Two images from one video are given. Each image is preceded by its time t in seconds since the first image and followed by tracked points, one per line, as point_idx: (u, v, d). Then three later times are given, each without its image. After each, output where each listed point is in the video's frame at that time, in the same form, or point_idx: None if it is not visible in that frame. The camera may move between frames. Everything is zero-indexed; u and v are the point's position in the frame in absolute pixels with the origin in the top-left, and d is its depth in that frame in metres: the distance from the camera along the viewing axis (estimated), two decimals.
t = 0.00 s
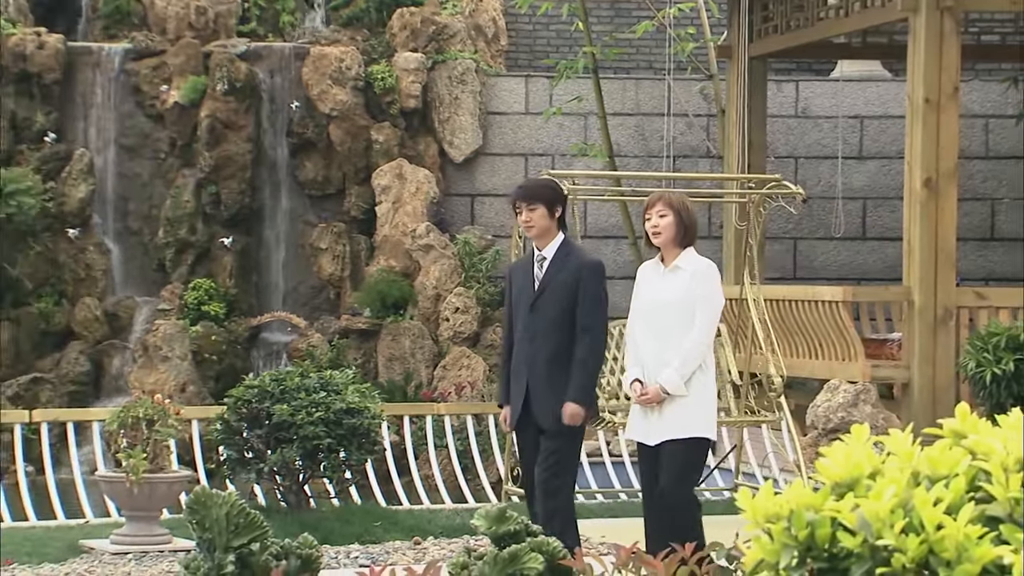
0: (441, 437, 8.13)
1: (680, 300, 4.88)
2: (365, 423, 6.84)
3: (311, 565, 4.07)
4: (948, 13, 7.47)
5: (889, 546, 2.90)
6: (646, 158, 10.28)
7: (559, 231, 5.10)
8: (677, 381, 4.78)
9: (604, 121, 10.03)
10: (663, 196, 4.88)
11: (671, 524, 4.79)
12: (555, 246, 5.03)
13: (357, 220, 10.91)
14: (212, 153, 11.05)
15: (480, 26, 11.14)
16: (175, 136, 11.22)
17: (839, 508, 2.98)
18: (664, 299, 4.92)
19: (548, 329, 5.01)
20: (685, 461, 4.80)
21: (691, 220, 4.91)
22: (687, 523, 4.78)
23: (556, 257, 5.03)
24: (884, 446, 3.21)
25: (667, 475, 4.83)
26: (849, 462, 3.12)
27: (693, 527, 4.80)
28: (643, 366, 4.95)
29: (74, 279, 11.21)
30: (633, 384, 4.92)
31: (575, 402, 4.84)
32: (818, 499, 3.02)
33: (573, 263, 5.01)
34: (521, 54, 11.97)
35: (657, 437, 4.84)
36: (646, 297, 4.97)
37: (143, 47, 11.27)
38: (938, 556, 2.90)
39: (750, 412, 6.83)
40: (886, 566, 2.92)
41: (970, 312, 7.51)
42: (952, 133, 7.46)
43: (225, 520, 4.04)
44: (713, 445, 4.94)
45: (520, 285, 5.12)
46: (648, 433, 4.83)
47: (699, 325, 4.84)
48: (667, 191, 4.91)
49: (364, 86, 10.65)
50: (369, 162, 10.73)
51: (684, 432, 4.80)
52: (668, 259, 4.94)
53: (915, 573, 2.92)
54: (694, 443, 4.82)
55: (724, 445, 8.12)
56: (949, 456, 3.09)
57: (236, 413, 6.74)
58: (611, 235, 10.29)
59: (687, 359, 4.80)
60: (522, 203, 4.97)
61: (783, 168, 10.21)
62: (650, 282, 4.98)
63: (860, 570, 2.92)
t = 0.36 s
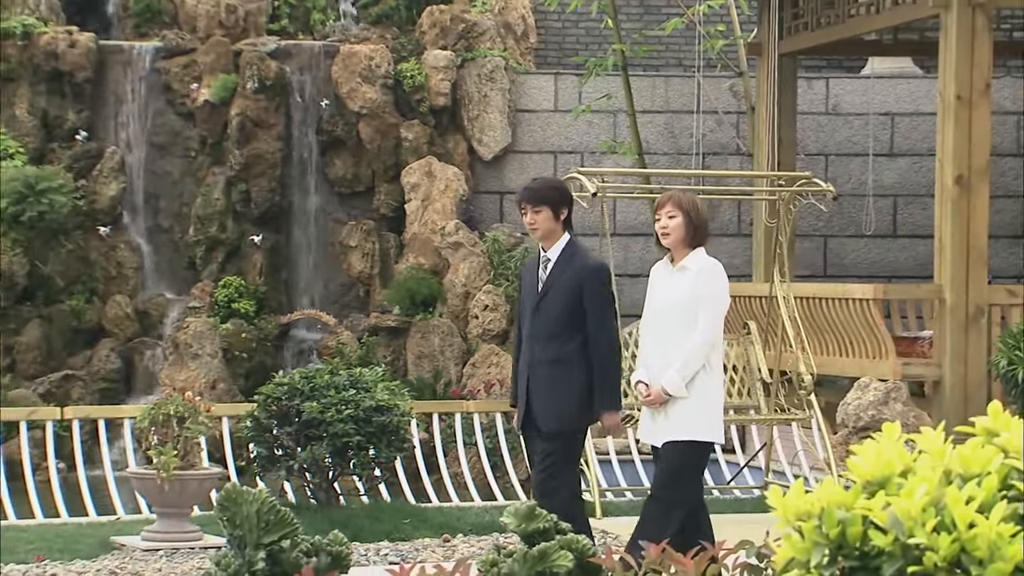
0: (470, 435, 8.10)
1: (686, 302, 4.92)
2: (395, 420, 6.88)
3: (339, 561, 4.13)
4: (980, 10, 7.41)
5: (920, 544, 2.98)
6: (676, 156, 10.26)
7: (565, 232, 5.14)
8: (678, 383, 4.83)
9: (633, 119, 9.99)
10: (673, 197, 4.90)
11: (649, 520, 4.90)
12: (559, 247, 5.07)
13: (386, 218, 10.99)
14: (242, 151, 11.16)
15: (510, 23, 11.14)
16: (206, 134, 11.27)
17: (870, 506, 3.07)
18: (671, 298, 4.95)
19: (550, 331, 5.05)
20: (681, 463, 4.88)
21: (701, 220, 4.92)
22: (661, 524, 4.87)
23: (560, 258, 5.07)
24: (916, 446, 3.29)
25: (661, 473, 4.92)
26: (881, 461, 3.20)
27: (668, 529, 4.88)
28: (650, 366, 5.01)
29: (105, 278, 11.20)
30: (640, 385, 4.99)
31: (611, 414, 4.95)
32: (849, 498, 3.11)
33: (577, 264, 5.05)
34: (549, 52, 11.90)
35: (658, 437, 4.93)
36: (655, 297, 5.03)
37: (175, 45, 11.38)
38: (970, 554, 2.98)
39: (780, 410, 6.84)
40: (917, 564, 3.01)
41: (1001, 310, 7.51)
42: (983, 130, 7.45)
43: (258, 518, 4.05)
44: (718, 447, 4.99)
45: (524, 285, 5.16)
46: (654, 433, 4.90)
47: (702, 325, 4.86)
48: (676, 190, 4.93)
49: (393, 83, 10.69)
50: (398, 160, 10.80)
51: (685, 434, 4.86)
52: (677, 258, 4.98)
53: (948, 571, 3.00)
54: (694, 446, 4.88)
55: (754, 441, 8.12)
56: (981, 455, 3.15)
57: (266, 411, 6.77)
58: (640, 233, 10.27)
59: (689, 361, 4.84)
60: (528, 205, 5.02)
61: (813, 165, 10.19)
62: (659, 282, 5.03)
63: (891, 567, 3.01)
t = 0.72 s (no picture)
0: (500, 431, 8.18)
1: (685, 299, 4.80)
2: (424, 416, 6.87)
3: (370, 558, 4.02)
4: (1012, 6, 7.39)
5: (953, 541, 2.88)
6: (705, 152, 10.23)
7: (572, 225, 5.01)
8: (671, 379, 4.71)
9: (663, 115, 9.95)
10: (682, 190, 4.80)
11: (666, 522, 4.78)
12: (559, 242, 4.95)
13: (415, 214, 11.06)
14: (272, 148, 11.24)
15: (539, 20, 11.02)
16: (235, 130, 11.41)
17: (903, 502, 2.97)
18: (669, 294, 4.84)
19: (540, 326, 4.95)
20: (682, 463, 4.76)
21: (708, 216, 4.81)
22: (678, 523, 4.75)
23: (558, 253, 4.96)
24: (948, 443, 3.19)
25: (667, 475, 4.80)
26: (912, 458, 3.10)
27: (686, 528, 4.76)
28: (644, 362, 4.88)
29: (136, 274, 11.45)
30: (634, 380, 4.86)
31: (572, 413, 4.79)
32: (880, 495, 3.00)
33: (574, 260, 4.93)
34: (578, 48, 11.88)
35: (656, 436, 4.81)
36: (652, 292, 4.91)
37: (205, 42, 11.62)
38: (1002, 552, 2.88)
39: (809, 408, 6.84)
40: (950, 562, 2.91)
41: None
42: (1015, 126, 7.42)
43: (288, 513, 3.97)
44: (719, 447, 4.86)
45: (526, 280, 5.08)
46: (655, 433, 4.74)
47: (699, 323, 4.75)
48: (687, 184, 4.82)
49: (422, 80, 10.75)
50: (427, 157, 10.89)
51: (684, 433, 4.74)
52: (678, 254, 4.87)
53: (980, 569, 2.90)
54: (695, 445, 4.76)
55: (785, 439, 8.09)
56: (1013, 453, 3.06)
57: (295, 407, 6.79)
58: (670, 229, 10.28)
59: (684, 358, 4.73)
60: (531, 197, 4.91)
61: (843, 161, 10.16)
62: (658, 277, 4.91)
63: (923, 565, 2.91)
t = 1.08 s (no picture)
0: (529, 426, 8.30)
1: (689, 293, 4.66)
2: (453, 412, 6.84)
3: (399, 553, 3.94)
4: None
5: (984, 538, 2.76)
6: (734, 148, 10.21)
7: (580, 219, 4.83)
8: (678, 376, 4.56)
9: (691, 110, 9.94)
10: (683, 182, 4.62)
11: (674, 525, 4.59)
12: (568, 236, 4.77)
13: (443, 210, 11.19)
14: (301, 143, 11.41)
15: (567, 15, 11.05)
16: (265, 127, 11.73)
17: (933, 499, 2.84)
18: (673, 289, 4.69)
19: (547, 320, 4.76)
20: (686, 462, 4.59)
21: (711, 209, 4.66)
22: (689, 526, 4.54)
23: (567, 248, 4.78)
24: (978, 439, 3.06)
25: (671, 475, 4.63)
26: (943, 454, 2.97)
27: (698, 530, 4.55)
28: (649, 358, 4.74)
29: (166, 270, 11.88)
30: (638, 377, 4.71)
31: (545, 388, 4.61)
32: (910, 491, 2.87)
33: (581, 255, 4.74)
34: (607, 43, 11.89)
35: (657, 433, 4.65)
36: (657, 287, 4.77)
37: (233, 38, 11.97)
38: None
39: (838, 403, 6.83)
40: (981, 559, 2.79)
41: None
42: None
43: (317, 507, 3.91)
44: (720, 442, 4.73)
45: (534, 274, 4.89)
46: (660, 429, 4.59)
47: (704, 318, 4.60)
48: (689, 176, 4.65)
49: (451, 76, 10.86)
50: (455, 153, 10.98)
51: (690, 431, 4.59)
52: (682, 247, 4.72)
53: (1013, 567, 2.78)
54: (700, 442, 4.59)
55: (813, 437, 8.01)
56: None
57: (324, 403, 6.81)
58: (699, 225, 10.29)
59: (689, 354, 4.58)
60: (537, 193, 4.72)
61: (873, 157, 10.15)
62: (663, 271, 4.78)
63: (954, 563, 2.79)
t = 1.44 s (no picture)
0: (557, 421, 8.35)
1: (699, 292, 4.53)
2: (480, 408, 6.85)
3: (428, 549, 3.79)
4: None
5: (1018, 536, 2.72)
6: (763, 144, 10.24)
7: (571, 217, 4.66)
8: (693, 375, 4.43)
9: (720, 106, 9.89)
10: (687, 183, 4.51)
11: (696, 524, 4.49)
12: (563, 235, 4.61)
13: (471, 207, 11.19)
14: (330, 139, 11.51)
15: (596, 11, 11.04)
16: (293, 123, 11.83)
17: (964, 496, 2.81)
18: (682, 288, 4.56)
19: (551, 321, 4.58)
20: (706, 460, 4.48)
21: (716, 207, 4.55)
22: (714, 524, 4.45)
23: (564, 247, 4.61)
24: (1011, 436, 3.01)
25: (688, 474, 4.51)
26: (974, 451, 2.93)
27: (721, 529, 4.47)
28: (656, 358, 4.60)
29: (195, 266, 11.98)
30: (648, 377, 4.58)
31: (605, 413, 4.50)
32: (941, 487, 2.84)
33: (581, 253, 4.58)
34: (636, 39, 11.92)
35: (673, 432, 4.50)
36: (663, 286, 4.63)
37: (262, 35, 12.13)
38: None
39: (868, 400, 6.80)
40: (1013, 556, 2.75)
41: None
42: None
43: (344, 502, 3.70)
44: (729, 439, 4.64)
45: (526, 274, 4.71)
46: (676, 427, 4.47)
47: (717, 317, 4.48)
48: (691, 176, 4.53)
49: (479, 72, 10.84)
50: (483, 149, 10.95)
51: (708, 431, 4.47)
52: (690, 246, 4.60)
53: None
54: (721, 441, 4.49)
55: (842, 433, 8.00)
56: None
57: (352, 399, 6.83)
58: (727, 221, 10.31)
59: (704, 353, 4.45)
60: (529, 193, 4.55)
61: (903, 152, 10.16)
62: (669, 271, 4.64)
63: (985, 560, 2.75)
